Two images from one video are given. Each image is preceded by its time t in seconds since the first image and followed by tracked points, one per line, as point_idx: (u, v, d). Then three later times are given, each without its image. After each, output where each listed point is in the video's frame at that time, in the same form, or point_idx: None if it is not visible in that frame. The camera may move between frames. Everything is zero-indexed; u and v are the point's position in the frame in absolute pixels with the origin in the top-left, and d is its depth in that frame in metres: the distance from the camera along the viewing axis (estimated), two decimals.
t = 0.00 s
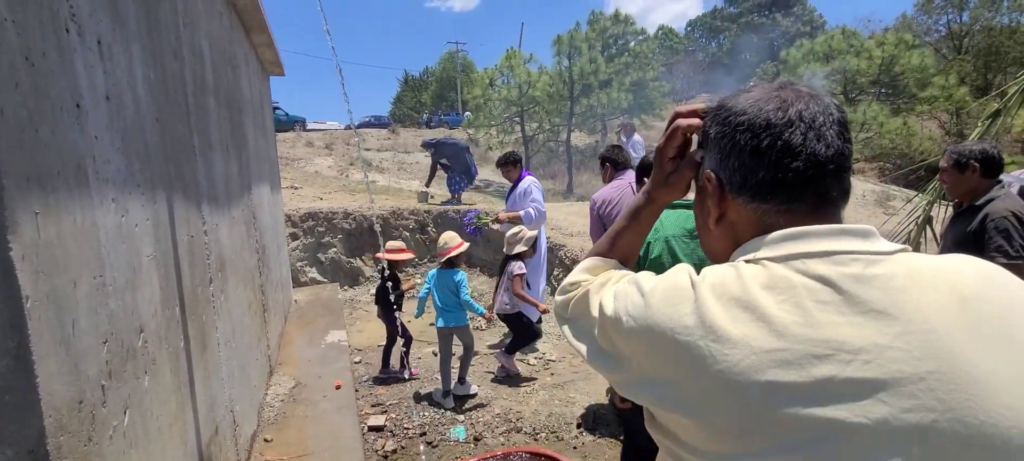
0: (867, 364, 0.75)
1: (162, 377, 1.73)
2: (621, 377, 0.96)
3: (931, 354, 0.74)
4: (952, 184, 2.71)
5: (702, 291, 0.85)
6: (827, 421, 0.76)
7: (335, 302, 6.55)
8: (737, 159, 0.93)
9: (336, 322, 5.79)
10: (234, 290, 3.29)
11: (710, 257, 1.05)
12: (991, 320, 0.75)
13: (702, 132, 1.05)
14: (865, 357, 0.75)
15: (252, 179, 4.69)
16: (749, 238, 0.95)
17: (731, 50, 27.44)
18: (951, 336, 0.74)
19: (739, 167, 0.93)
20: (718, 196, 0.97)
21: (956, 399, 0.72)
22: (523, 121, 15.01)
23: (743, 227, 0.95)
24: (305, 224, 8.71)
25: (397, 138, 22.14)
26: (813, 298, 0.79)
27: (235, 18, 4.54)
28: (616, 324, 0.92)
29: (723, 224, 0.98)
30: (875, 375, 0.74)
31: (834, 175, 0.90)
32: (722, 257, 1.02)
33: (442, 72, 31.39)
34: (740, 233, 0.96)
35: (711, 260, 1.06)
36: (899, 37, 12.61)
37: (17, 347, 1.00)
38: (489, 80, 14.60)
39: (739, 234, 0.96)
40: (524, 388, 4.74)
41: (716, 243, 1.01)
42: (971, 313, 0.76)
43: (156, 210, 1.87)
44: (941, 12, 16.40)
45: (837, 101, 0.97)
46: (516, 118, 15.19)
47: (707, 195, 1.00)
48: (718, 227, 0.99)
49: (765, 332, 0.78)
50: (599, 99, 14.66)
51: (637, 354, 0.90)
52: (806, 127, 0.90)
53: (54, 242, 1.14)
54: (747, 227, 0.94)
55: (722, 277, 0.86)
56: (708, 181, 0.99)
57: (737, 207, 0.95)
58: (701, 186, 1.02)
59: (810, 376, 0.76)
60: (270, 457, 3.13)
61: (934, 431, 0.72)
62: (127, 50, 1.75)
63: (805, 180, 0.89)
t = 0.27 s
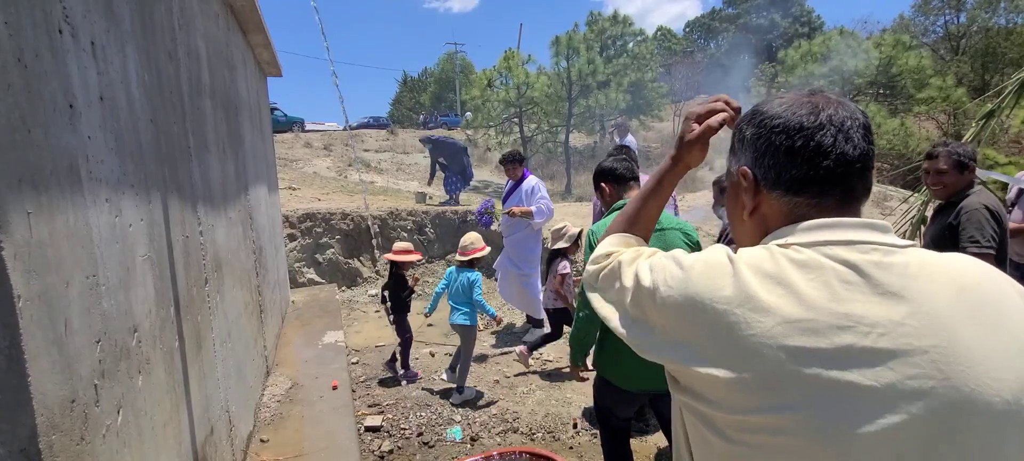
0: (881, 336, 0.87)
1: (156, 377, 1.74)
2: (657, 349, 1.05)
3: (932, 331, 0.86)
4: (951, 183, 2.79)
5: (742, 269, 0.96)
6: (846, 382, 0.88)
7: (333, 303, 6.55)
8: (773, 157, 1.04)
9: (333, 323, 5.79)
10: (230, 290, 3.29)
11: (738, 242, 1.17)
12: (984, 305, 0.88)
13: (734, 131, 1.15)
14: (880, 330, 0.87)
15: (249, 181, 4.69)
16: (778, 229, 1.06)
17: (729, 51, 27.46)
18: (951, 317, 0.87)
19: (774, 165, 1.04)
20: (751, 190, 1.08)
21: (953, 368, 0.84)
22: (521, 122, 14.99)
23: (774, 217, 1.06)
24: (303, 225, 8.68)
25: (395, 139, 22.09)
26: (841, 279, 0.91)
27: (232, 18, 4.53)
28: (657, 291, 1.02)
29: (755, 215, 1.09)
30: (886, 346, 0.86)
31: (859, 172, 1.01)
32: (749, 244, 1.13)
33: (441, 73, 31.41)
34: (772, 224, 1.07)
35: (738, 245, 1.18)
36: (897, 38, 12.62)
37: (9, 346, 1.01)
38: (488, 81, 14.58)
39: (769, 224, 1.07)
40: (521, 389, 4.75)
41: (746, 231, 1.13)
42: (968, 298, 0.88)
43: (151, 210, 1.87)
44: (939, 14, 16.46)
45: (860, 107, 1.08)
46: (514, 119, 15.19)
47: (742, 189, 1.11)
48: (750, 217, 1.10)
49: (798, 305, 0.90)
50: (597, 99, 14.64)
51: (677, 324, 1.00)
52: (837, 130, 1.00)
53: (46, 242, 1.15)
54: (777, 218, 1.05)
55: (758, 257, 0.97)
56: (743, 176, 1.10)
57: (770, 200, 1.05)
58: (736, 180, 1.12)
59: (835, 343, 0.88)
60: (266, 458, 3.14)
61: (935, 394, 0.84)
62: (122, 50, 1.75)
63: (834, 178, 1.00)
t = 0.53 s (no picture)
0: (886, 294, 0.92)
1: (156, 375, 1.75)
2: (691, 302, 1.17)
3: (931, 292, 0.91)
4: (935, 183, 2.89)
5: (769, 236, 1.03)
6: (853, 331, 0.94)
7: (332, 302, 6.57)
8: (792, 146, 1.10)
9: (333, 322, 5.80)
10: (229, 289, 3.30)
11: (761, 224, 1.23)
12: (979, 273, 0.93)
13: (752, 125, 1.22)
14: (883, 290, 0.92)
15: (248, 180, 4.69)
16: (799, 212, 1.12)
17: (729, 50, 27.50)
18: (947, 285, 0.91)
19: (793, 154, 1.11)
20: (773, 176, 1.15)
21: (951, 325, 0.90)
22: (520, 122, 14.99)
23: (795, 201, 1.12)
24: (303, 225, 8.64)
25: (394, 138, 22.09)
26: (856, 247, 0.97)
27: (232, 18, 4.54)
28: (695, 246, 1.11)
29: (777, 200, 1.15)
30: (890, 303, 0.91)
31: (868, 160, 1.09)
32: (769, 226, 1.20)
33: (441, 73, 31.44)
34: (792, 207, 1.13)
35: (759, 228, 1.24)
36: (896, 38, 12.64)
37: (10, 343, 1.02)
38: (488, 81, 14.60)
39: (789, 206, 1.14)
40: (520, 387, 4.77)
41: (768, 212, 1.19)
42: (965, 265, 0.93)
43: (150, 209, 1.88)
44: (938, 14, 16.52)
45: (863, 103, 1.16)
46: (513, 119, 15.21)
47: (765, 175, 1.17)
48: (772, 202, 1.17)
49: (815, 262, 0.97)
50: (597, 99, 14.65)
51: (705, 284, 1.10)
52: (849, 122, 1.08)
53: (47, 240, 1.16)
54: (798, 202, 1.12)
55: (783, 225, 1.03)
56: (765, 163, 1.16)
57: (792, 185, 1.12)
58: (758, 170, 1.18)
59: (846, 297, 0.94)
60: (266, 456, 3.15)
61: (931, 347, 0.90)
62: (122, 50, 1.76)
63: (848, 165, 1.07)
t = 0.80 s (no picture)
0: (877, 270, 1.00)
1: (150, 372, 1.76)
2: (697, 283, 1.25)
3: (920, 271, 0.99)
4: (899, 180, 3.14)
5: (773, 218, 1.11)
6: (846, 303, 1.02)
7: (330, 301, 6.58)
8: (800, 138, 1.18)
9: (331, 321, 5.81)
10: (226, 288, 3.30)
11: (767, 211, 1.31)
12: (964, 257, 1.00)
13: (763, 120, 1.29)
14: (875, 266, 1.00)
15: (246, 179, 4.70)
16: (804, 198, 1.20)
17: (729, 50, 27.51)
18: (937, 265, 0.99)
19: (800, 145, 1.18)
20: (781, 166, 1.22)
21: (936, 299, 0.97)
22: (520, 122, 14.97)
23: (801, 189, 1.20)
24: (301, 223, 8.67)
25: (394, 138, 22.08)
26: (852, 228, 1.05)
27: (229, 16, 4.53)
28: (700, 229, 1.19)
29: (784, 188, 1.23)
30: (881, 277, 0.99)
31: (870, 150, 1.16)
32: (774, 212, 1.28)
33: (441, 72, 31.41)
34: (798, 194, 1.20)
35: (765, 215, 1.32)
36: (895, 38, 12.65)
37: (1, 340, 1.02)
38: (487, 80, 14.60)
39: (795, 193, 1.21)
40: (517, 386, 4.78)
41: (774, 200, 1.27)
42: (952, 250, 1.01)
43: (145, 207, 1.89)
44: (937, 14, 16.53)
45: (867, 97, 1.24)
46: (513, 118, 15.20)
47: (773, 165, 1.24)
48: (780, 190, 1.24)
49: (812, 242, 1.05)
50: (596, 99, 14.64)
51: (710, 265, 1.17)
52: (853, 115, 1.15)
53: (39, 238, 1.17)
54: (803, 189, 1.19)
55: (788, 210, 1.12)
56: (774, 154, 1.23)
57: (798, 174, 1.19)
58: (768, 160, 1.25)
59: (840, 272, 1.01)
60: (262, 453, 3.17)
61: (917, 319, 0.97)
62: (115, 48, 1.76)
63: (851, 154, 1.15)
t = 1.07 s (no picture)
0: (864, 255, 1.11)
1: (138, 370, 1.76)
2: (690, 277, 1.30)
3: (901, 257, 1.10)
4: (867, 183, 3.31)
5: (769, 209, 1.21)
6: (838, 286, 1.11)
7: (327, 300, 6.58)
8: (790, 134, 1.31)
9: (326, 319, 5.81)
10: (218, 286, 3.31)
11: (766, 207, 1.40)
12: (945, 251, 1.13)
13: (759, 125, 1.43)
14: (862, 251, 1.11)
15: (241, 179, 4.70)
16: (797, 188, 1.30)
17: (728, 49, 27.52)
18: (916, 254, 1.11)
19: (792, 140, 1.30)
20: (776, 160, 1.33)
21: (920, 288, 1.09)
22: (517, 121, 14.95)
23: (794, 180, 1.31)
24: (298, 222, 8.66)
25: (392, 137, 22.05)
26: (842, 217, 1.15)
27: (223, 15, 4.52)
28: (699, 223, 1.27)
29: (780, 180, 1.33)
30: (867, 260, 1.10)
31: (855, 144, 1.28)
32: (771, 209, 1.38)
33: (440, 71, 31.38)
34: (792, 185, 1.31)
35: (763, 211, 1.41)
36: (893, 36, 12.64)
37: None
38: (484, 79, 14.60)
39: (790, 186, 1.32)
40: (511, 385, 4.79)
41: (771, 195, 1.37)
42: (934, 244, 1.13)
43: (134, 205, 1.89)
44: (935, 13, 16.55)
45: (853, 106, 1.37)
46: (511, 117, 15.19)
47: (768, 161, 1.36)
48: (775, 183, 1.35)
49: (805, 229, 1.15)
50: (594, 98, 14.63)
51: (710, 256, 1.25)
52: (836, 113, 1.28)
53: (20, 234, 1.17)
54: (796, 180, 1.30)
55: (785, 201, 1.21)
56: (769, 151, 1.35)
57: (790, 166, 1.31)
58: (763, 157, 1.37)
59: (831, 256, 1.12)
60: (255, 452, 3.17)
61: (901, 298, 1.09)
62: (103, 47, 1.77)
63: (837, 146, 1.26)
